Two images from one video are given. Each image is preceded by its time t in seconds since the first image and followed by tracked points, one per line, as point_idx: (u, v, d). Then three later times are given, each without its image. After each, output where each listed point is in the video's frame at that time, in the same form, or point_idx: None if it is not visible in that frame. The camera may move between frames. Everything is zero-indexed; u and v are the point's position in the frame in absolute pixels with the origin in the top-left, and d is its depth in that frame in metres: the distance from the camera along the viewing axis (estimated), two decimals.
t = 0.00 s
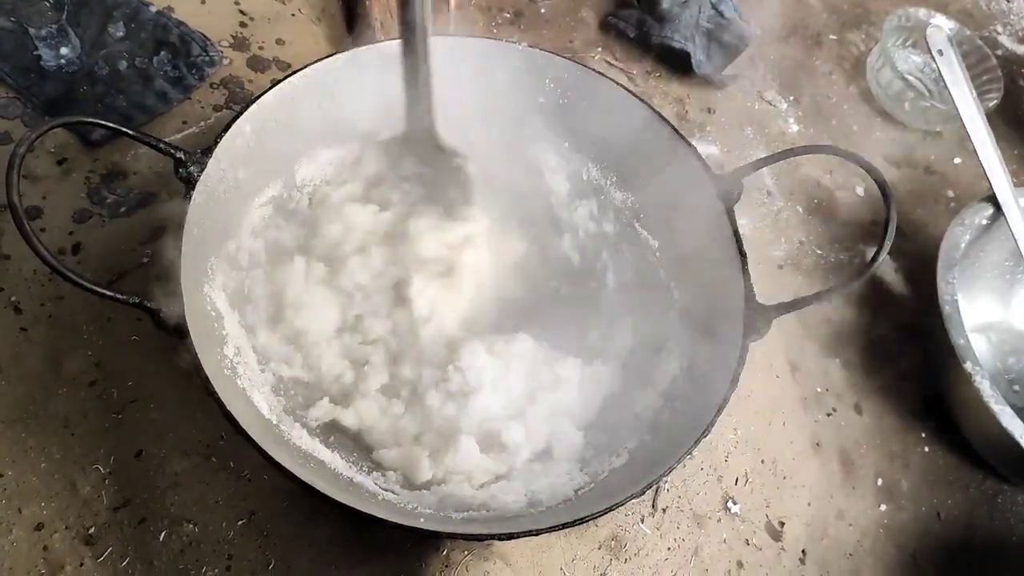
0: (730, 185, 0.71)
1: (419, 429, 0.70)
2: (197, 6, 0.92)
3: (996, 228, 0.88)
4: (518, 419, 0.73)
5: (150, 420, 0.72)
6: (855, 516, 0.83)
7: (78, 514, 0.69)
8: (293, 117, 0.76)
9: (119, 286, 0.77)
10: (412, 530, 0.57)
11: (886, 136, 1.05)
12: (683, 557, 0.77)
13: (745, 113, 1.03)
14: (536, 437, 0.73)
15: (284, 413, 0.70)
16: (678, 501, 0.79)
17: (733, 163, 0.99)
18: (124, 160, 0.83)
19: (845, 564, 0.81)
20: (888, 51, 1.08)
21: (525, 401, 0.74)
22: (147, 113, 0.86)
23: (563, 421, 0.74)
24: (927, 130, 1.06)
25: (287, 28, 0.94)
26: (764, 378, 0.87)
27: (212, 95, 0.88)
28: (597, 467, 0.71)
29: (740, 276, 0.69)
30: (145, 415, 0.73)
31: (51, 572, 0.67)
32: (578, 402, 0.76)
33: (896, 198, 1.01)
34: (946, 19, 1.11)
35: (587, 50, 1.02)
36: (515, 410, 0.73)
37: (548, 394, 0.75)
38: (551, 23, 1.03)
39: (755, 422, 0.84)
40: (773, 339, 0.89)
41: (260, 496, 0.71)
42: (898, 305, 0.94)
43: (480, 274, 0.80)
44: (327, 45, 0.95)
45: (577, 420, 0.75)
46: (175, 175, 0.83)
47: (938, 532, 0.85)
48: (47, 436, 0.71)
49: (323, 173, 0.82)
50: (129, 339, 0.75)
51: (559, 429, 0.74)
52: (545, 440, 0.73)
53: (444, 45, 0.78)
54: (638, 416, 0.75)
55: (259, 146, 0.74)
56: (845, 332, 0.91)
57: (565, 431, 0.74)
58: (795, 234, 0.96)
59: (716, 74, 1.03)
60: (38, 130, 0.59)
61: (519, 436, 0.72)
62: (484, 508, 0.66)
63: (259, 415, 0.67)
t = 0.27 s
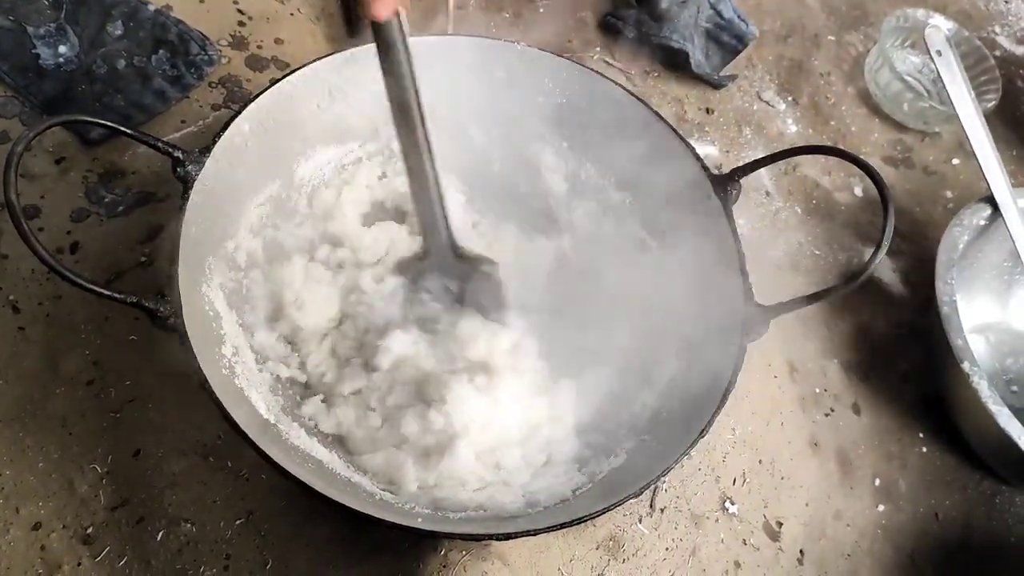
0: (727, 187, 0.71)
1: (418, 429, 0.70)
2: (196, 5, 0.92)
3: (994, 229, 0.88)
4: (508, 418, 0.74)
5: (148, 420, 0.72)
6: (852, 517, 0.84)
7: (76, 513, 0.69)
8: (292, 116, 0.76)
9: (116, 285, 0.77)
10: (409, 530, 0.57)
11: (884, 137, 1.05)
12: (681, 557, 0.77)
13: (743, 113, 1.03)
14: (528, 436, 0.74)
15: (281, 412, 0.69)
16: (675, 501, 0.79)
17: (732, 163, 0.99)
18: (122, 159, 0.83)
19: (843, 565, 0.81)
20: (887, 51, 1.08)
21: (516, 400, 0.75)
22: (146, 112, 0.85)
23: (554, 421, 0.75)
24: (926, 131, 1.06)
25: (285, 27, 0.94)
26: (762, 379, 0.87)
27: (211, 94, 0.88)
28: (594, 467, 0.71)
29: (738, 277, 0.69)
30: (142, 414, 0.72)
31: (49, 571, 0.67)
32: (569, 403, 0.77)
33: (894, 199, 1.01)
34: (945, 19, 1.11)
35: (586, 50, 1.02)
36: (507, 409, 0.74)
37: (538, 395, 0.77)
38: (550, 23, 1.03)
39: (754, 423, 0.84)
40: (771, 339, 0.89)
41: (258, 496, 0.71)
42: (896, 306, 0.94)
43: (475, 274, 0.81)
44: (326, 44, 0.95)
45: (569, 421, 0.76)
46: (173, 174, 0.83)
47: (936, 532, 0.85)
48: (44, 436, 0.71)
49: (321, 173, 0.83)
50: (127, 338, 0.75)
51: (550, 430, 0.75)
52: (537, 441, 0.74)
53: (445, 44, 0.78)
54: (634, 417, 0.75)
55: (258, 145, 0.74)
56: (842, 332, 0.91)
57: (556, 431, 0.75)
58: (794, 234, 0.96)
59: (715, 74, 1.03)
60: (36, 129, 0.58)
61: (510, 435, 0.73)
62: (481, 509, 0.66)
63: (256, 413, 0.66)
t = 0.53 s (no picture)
0: (727, 187, 0.71)
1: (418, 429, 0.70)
2: (196, 5, 0.92)
3: (994, 230, 0.88)
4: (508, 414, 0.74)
5: (148, 420, 0.72)
6: (852, 517, 0.84)
7: (76, 514, 0.69)
8: (292, 116, 0.76)
9: (116, 286, 0.77)
10: (410, 531, 0.57)
11: (884, 137, 1.06)
12: (681, 557, 0.77)
13: (743, 114, 1.03)
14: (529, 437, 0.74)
15: (281, 413, 0.69)
16: (676, 502, 0.79)
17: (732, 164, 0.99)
18: (122, 159, 0.83)
19: (843, 565, 0.81)
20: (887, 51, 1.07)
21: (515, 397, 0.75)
22: (146, 112, 0.85)
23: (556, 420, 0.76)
24: (926, 131, 1.06)
25: (285, 27, 0.94)
26: (762, 379, 0.87)
27: (211, 94, 0.88)
28: (594, 467, 0.72)
29: (738, 277, 0.70)
30: (143, 415, 0.72)
31: (49, 572, 0.67)
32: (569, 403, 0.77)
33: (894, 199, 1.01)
34: (944, 20, 1.11)
35: (586, 51, 1.02)
36: (509, 411, 0.74)
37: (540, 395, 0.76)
38: (550, 24, 1.03)
39: (754, 423, 0.84)
40: (771, 339, 0.89)
41: (258, 497, 0.71)
42: (896, 306, 0.94)
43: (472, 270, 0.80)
44: (326, 44, 0.95)
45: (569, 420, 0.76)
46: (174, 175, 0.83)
47: (936, 533, 0.85)
48: (44, 436, 0.71)
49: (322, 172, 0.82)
50: (127, 339, 0.75)
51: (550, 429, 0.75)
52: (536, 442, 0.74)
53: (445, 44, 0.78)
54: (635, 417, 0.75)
55: (259, 145, 0.74)
56: (842, 333, 0.91)
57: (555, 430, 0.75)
58: (794, 234, 0.96)
59: (715, 74, 1.03)
60: (36, 129, 0.58)
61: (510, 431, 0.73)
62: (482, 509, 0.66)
63: (255, 413, 0.66)
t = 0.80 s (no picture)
0: (726, 189, 0.71)
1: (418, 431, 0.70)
2: (196, 7, 0.92)
3: (993, 231, 0.88)
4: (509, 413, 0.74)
5: (147, 422, 0.72)
6: (852, 519, 0.84)
7: (75, 515, 0.69)
8: (292, 117, 0.76)
9: (116, 287, 0.77)
10: (409, 532, 0.57)
11: (883, 138, 1.06)
12: (681, 558, 0.78)
13: (742, 115, 1.03)
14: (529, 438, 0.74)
15: (281, 414, 0.69)
16: (675, 503, 0.79)
17: (731, 165, 0.99)
18: (122, 161, 0.83)
19: (842, 566, 0.81)
20: (886, 53, 1.08)
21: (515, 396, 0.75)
22: (145, 113, 0.85)
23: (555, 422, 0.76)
24: (925, 133, 1.06)
25: (285, 28, 0.94)
26: (761, 381, 0.87)
27: (211, 96, 0.88)
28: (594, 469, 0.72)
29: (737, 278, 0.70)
30: (142, 417, 0.72)
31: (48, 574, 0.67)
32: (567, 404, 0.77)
33: (893, 200, 1.01)
34: (943, 21, 1.11)
35: (586, 52, 1.02)
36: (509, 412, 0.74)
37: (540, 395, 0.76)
38: (550, 25, 1.03)
39: (753, 425, 0.84)
40: (770, 341, 0.89)
41: (257, 498, 0.71)
42: (896, 307, 0.94)
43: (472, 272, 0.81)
44: (326, 46, 0.95)
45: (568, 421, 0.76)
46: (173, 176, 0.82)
47: (935, 534, 0.85)
48: (44, 438, 0.71)
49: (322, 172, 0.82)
50: (127, 340, 0.75)
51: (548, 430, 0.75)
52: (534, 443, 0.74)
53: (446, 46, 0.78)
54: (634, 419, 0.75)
55: (259, 146, 0.74)
56: (842, 334, 0.92)
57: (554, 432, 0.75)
58: (793, 235, 0.96)
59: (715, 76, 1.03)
60: (36, 131, 0.58)
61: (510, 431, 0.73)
62: (481, 511, 0.66)
63: (254, 414, 0.66)
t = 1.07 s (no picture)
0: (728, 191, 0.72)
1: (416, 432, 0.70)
2: (195, 9, 0.92)
3: (993, 232, 0.88)
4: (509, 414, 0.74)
5: (147, 423, 0.72)
6: (851, 520, 0.84)
7: (74, 517, 0.69)
8: (292, 120, 0.76)
9: (115, 289, 0.77)
10: (408, 534, 0.57)
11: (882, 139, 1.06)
12: (680, 559, 0.78)
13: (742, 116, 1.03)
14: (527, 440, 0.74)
15: (281, 416, 0.70)
16: (674, 504, 0.79)
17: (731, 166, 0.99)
18: (121, 162, 0.83)
19: (842, 567, 0.81)
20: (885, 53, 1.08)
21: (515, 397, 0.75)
22: (144, 115, 0.85)
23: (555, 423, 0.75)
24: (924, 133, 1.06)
25: (284, 30, 0.94)
26: (760, 382, 0.87)
27: (210, 97, 0.88)
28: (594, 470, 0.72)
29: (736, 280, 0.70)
30: (141, 418, 0.73)
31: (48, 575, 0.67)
32: (567, 404, 0.77)
33: (892, 201, 1.01)
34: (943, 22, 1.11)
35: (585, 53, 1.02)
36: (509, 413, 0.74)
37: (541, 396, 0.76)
38: (549, 26, 1.03)
39: (752, 426, 0.84)
40: (770, 342, 0.89)
41: (256, 500, 0.71)
42: (895, 308, 0.94)
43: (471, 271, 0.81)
44: (325, 47, 0.95)
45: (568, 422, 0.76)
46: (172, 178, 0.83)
47: (935, 535, 0.85)
48: (44, 439, 0.71)
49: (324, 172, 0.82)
50: (126, 342, 0.75)
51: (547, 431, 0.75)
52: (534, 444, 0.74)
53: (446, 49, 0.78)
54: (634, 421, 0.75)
55: (259, 149, 0.74)
56: (841, 335, 0.92)
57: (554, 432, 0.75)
58: (792, 236, 0.96)
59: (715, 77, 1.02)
60: (35, 133, 0.59)
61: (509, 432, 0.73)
62: (480, 513, 0.66)
63: (253, 415, 0.66)
